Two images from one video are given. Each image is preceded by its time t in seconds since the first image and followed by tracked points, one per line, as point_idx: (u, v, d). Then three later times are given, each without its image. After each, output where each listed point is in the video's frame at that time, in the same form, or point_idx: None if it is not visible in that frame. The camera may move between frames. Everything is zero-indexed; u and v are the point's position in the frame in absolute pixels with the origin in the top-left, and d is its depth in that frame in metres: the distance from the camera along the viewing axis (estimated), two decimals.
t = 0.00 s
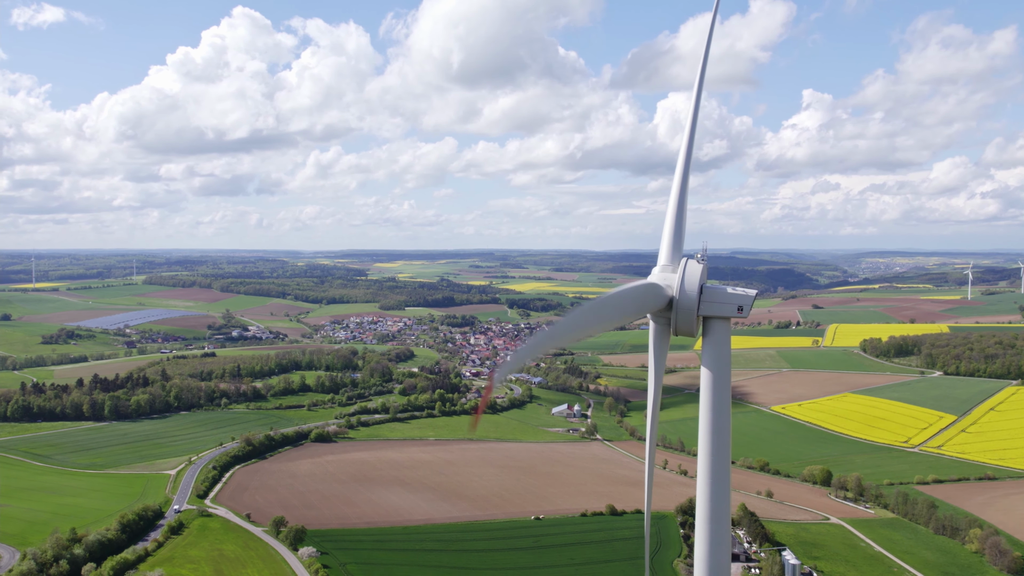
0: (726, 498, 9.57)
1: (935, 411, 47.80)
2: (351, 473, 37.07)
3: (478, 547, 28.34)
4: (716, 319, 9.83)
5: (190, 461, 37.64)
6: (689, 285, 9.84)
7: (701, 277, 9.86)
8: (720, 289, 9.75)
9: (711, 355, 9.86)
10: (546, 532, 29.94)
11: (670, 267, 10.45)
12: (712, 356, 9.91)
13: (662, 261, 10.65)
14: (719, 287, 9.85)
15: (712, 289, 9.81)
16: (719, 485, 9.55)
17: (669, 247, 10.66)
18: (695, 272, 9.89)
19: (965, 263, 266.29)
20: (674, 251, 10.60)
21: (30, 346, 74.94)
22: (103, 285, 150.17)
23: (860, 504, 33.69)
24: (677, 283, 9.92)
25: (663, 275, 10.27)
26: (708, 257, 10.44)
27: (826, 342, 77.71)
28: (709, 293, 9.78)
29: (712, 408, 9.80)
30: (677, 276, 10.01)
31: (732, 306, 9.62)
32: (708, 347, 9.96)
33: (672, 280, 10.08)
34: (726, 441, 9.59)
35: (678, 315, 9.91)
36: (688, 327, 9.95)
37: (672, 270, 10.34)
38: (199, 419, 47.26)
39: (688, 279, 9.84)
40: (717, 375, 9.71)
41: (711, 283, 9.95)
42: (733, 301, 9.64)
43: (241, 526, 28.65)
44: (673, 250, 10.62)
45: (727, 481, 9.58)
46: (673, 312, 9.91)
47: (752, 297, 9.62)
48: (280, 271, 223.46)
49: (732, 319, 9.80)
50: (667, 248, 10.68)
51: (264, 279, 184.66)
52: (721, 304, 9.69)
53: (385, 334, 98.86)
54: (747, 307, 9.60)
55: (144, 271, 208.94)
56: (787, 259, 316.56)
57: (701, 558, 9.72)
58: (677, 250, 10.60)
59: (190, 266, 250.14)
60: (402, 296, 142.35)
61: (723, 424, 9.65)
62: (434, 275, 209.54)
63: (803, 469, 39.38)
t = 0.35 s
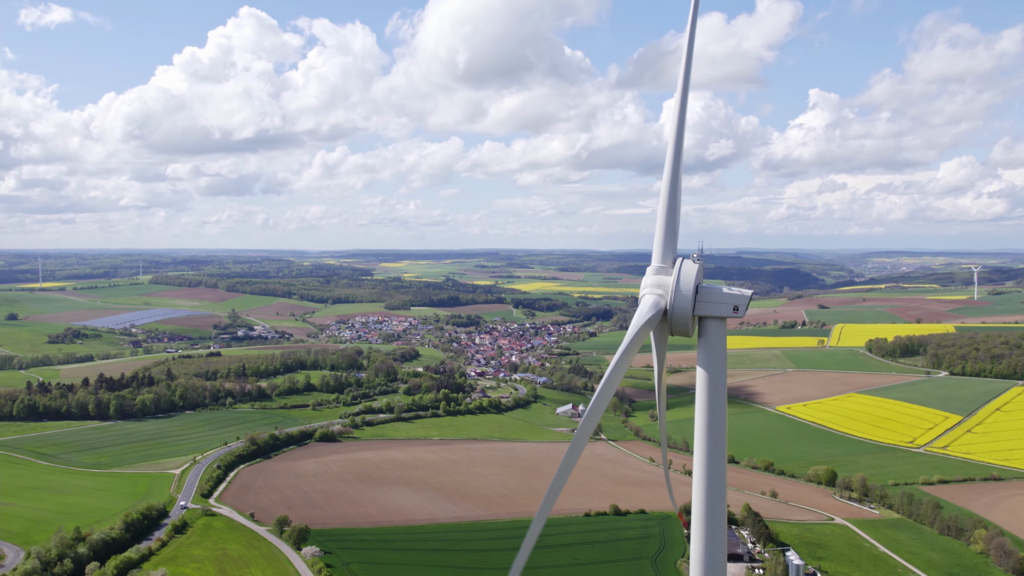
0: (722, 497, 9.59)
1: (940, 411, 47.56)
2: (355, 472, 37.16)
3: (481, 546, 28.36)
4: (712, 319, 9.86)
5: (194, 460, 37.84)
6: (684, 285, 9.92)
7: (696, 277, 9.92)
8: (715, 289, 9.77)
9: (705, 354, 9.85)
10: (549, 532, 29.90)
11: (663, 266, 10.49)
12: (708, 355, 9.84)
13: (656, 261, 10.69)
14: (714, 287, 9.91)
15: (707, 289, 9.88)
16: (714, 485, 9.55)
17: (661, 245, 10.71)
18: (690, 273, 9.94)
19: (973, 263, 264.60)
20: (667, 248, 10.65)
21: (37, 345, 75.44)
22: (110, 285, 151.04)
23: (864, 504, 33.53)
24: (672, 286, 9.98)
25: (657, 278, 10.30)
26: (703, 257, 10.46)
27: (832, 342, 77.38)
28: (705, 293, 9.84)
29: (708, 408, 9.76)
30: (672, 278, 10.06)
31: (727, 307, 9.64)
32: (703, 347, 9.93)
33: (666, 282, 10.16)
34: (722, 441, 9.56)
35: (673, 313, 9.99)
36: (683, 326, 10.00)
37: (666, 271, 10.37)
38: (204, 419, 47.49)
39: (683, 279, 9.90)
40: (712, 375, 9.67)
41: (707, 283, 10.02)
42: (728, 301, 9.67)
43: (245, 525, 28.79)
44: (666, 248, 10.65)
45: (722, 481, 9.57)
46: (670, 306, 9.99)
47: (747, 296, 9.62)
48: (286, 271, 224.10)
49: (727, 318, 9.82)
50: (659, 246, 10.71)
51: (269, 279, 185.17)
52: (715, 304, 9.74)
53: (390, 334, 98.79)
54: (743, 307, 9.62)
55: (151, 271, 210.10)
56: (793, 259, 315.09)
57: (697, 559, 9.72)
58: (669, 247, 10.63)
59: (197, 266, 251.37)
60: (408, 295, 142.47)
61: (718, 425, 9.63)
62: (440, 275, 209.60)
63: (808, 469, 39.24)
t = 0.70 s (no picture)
0: (718, 500, 9.63)
1: (946, 411, 47.26)
2: (359, 472, 37.27)
3: (484, 546, 28.37)
4: (708, 319, 9.96)
5: (200, 459, 38.01)
6: (680, 287, 10.02)
7: (692, 278, 10.04)
8: (711, 289, 9.88)
9: (701, 357, 9.92)
10: (552, 532, 29.89)
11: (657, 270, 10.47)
12: (705, 356, 9.87)
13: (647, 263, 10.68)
14: (710, 287, 10.02)
15: (703, 289, 9.97)
16: (710, 486, 9.61)
17: (653, 245, 10.57)
18: (687, 273, 10.06)
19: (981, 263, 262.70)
20: (660, 251, 10.51)
21: (44, 345, 75.98)
22: (117, 284, 151.98)
23: (869, 505, 33.35)
24: (668, 289, 10.09)
25: (651, 283, 10.36)
26: (699, 258, 10.56)
27: (838, 342, 77.01)
28: (701, 293, 9.95)
29: (704, 410, 9.86)
30: (667, 284, 10.14)
31: (723, 306, 9.74)
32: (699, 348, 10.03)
33: (661, 288, 10.23)
34: (717, 441, 9.67)
35: (669, 314, 10.11)
36: (679, 327, 10.11)
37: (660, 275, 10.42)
38: (210, 418, 47.72)
39: (680, 281, 10.01)
40: (710, 376, 9.77)
41: (703, 283, 10.12)
42: (724, 300, 9.77)
43: (249, 524, 28.89)
44: (658, 250, 10.50)
45: (718, 482, 9.63)
46: (666, 311, 10.09)
47: (743, 296, 9.71)
48: (292, 271, 224.86)
49: (723, 319, 9.91)
50: (651, 247, 10.54)
51: (275, 279, 185.88)
52: (711, 304, 9.85)
53: (396, 334, 98.76)
54: (739, 307, 9.72)
55: (158, 271, 211.45)
56: (800, 259, 313.77)
57: (692, 559, 9.73)
58: (662, 250, 10.51)
59: (205, 266, 252.68)
60: (414, 295, 142.67)
61: (714, 425, 9.72)
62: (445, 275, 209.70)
63: (813, 470, 39.07)
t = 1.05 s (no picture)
0: (715, 501, 9.61)
1: (953, 412, 46.94)
2: (365, 471, 37.35)
3: (488, 546, 28.35)
4: (705, 318, 9.93)
5: (205, 458, 38.14)
6: (677, 289, 9.99)
7: (690, 276, 10.02)
8: (708, 289, 9.87)
9: (701, 356, 9.84)
10: (557, 532, 29.87)
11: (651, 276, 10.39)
12: (703, 356, 9.81)
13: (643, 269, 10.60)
14: (707, 286, 9.98)
15: (701, 289, 9.93)
16: (708, 487, 9.59)
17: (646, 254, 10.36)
18: (685, 271, 10.07)
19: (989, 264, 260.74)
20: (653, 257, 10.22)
21: (52, 344, 76.58)
22: (126, 284, 153.19)
23: (876, 506, 33.13)
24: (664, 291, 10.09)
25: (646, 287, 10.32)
26: (697, 258, 10.56)
27: (845, 342, 76.65)
28: (698, 293, 9.92)
29: (701, 412, 9.82)
30: (662, 294, 10.10)
31: (720, 307, 9.74)
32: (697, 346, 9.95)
33: (656, 296, 10.20)
34: (714, 442, 9.64)
35: (666, 316, 10.08)
36: (676, 327, 10.08)
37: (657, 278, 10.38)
38: (216, 417, 47.90)
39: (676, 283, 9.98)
40: (707, 377, 9.69)
41: (700, 283, 10.09)
42: (721, 301, 9.77)
43: (254, 524, 28.98)
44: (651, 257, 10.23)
45: (715, 483, 9.60)
46: (662, 317, 10.11)
47: (740, 296, 9.72)
48: (299, 271, 225.72)
49: (720, 319, 9.90)
50: (644, 255, 10.26)
51: (281, 279, 186.73)
52: (708, 304, 9.84)
53: (402, 334, 98.84)
54: (736, 307, 9.72)
55: (166, 271, 213.11)
56: (809, 259, 312.12)
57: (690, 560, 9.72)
58: (655, 256, 10.23)
59: (212, 266, 254.15)
60: (420, 295, 142.88)
61: (711, 427, 9.68)
62: (452, 275, 210.10)
63: (819, 470, 38.87)
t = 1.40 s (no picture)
0: (714, 501, 9.70)
1: (963, 412, 46.57)
2: (372, 471, 37.44)
3: (494, 546, 28.39)
4: (705, 319, 9.94)
5: (213, 458, 38.33)
6: (676, 289, 9.92)
7: (689, 276, 10.03)
8: (708, 289, 9.84)
9: (700, 356, 9.89)
10: (564, 532, 29.86)
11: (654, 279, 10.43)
12: (702, 356, 9.88)
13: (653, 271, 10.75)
14: (707, 286, 9.95)
15: (700, 289, 9.91)
16: (707, 488, 9.69)
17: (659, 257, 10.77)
18: (684, 270, 10.08)
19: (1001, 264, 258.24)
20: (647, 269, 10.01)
21: (62, 343, 77.33)
22: (136, 283, 154.60)
23: (884, 506, 32.87)
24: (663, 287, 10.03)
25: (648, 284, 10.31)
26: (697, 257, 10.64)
27: (854, 343, 76.21)
28: (698, 293, 9.87)
29: (701, 412, 9.86)
30: (659, 305, 10.04)
31: (720, 307, 9.76)
32: (698, 347, 9.99)
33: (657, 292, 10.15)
34: (713, 443, 9.71)
35: (665, 317, 10.02)
36: (676, 328, 10.02)
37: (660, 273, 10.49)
38: (224, 417, 48.16)
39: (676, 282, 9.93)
40: (706, 377, 9.73)
41: (700, 283, 10.08)
42: (721, 301, 9.77)
43: (261, 523, 29.11)
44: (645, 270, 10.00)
45: (715, 484, 9.70)
46: (661, 320, 10.05)
47: (740, 297, 9.74)
48: (308, 271, 226.79)
49: (720, 319, 9.92)
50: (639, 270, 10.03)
51: (290, 278, 187.72)
52: (709, 304, 9.82)
53: (411, 334, 98.95)
54: (735, 307, 9.75)
55: (175, 270, 214.85)
56: (819, 259, 310.12)
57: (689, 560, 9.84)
58: (648, 268, 10.00)
59: (222, 265, 255.98)
60: (428, 295, 143.22)
61: (710, 428, 9.72)
62: (460, 275, 210.41)
63: (827, 471, 38.65)
